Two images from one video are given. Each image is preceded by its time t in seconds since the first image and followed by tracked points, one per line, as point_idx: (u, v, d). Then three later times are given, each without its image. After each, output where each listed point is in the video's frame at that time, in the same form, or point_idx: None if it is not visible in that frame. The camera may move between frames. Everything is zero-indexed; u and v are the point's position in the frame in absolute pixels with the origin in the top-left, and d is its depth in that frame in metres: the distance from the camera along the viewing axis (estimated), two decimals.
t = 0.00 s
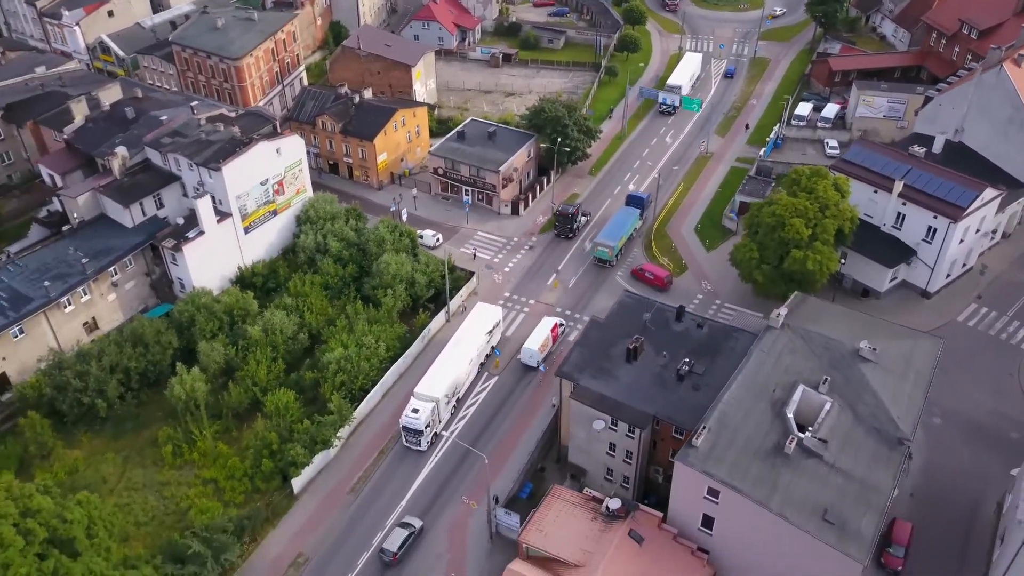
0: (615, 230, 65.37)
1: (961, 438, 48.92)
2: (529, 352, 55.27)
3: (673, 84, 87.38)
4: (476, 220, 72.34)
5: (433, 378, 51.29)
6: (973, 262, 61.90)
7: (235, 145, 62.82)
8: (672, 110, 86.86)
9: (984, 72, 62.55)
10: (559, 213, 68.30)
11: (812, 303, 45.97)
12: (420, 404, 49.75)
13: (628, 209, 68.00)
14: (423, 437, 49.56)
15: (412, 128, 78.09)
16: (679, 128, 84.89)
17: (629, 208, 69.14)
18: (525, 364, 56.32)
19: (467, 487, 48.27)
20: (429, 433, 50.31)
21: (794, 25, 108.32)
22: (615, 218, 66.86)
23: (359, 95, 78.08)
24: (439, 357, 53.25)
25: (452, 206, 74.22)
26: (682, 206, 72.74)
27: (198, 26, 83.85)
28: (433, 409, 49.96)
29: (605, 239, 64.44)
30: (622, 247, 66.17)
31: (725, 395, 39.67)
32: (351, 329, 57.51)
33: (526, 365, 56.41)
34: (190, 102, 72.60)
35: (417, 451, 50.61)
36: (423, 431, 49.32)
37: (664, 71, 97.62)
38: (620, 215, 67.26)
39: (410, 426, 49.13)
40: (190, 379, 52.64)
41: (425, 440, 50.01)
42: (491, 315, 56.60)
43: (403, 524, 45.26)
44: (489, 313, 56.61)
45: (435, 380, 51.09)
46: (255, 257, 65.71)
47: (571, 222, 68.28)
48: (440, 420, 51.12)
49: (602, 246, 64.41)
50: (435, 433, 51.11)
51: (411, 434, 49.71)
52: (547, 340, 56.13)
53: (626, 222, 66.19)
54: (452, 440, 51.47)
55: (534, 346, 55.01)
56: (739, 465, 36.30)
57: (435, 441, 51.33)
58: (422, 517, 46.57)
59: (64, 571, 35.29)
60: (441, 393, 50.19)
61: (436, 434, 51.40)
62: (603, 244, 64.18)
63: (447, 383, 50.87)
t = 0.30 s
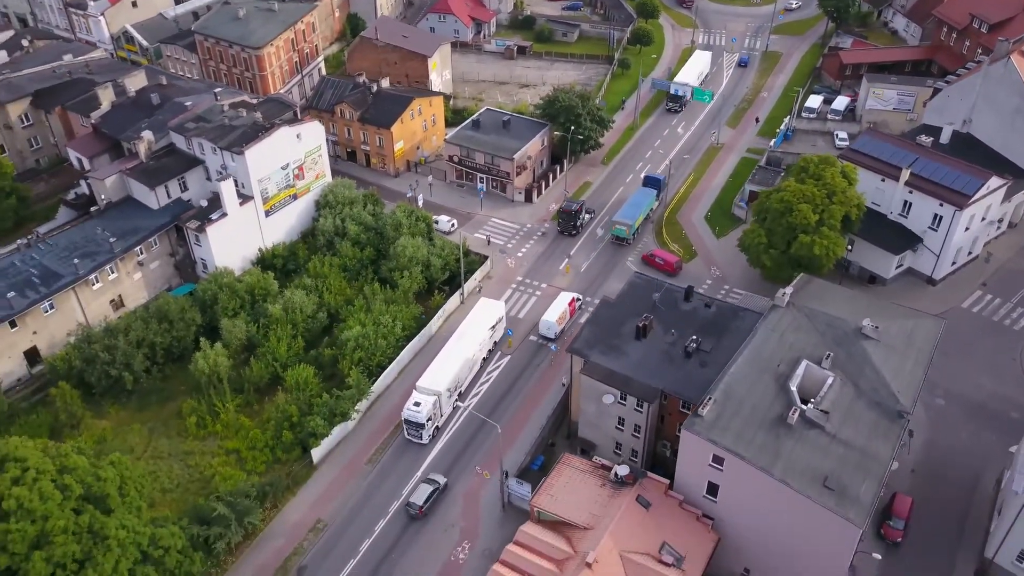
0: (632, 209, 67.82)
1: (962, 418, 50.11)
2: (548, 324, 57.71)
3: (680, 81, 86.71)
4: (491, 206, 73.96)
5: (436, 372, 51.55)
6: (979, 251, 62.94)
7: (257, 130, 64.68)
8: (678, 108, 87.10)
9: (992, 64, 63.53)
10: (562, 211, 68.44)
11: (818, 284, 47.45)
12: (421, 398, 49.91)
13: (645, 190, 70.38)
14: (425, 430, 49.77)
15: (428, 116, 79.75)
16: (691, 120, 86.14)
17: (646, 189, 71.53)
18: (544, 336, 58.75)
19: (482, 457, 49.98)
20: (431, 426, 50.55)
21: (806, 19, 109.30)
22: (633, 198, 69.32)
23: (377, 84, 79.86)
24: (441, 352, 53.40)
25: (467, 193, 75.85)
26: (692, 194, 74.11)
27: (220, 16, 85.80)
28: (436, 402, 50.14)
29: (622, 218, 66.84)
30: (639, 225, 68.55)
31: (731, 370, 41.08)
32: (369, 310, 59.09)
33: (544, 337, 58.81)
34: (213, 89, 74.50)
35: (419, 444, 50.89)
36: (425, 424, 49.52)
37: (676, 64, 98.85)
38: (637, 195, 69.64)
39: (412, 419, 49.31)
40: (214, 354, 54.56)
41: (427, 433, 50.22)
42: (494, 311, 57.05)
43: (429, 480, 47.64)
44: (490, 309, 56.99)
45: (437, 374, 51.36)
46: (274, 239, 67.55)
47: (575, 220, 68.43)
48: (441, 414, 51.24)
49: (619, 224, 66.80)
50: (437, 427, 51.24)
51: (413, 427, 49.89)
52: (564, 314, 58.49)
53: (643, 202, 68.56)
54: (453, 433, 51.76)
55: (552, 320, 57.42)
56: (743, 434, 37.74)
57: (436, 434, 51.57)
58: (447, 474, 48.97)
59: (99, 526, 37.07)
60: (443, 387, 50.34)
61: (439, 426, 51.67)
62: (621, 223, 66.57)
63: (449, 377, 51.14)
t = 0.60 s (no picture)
0: (649, 190, 70.09)
1: (963, 400, 51.29)
2: (566, 299, 60.06)
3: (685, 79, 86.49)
4: (504, 194, 75.54)
5: (438, 366, 52.01)
6: (984, 240, 64.03)
7: (278, 116, 66.49)
8: (684, 106, 87.17)
9: (999, 56, 64.38)
10: (565, 208, 68.91)
11: (823, 267, 49.23)
12: (422, 392, 50.51)
13: (660, 172, 72.58)
14: (425, 424, 50.35)
15: (443, 106, 81.41)
16: (702, 112, 87.42)
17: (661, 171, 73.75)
18: (562, 309, 61.00)
19: (496, 431, 51.69)
20: (432, 420, 51.07)
21: (818, 15, 110.27)
22: (649, 179, 71.56)
23: (394, 74, 81.60)
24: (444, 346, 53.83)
25: (481, 181, 77.45)
26: (702, 183, 75.49)
27: (241, 7, 87.67)
28: (437, 396, 50.68)
29: (640, 199, 69.09)
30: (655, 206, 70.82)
31: (736, 345, 42.48)
32: (385, 292, 60.70)
33: (561, 311, 61.22)
34: (234, 77, 76.36)
35: (420, 437, 51.41)
36: (426, 418, 50.06)
37: (688, 57, 100.12)
38: (653, 177, 71.87)
39: (414, 412, 49.87)
40: (237, 331, 56.43)
41: (427, 427, 50.76)
42: (497, 306, 57.45)
43: (452, 441, 49.94)
44: (494, 305, 57.40)
45: (439, 368, 51.92)
46: (294, 223, 69.42)
47: (577, 217, 68.86)
48: (442, 408, 51.70)
49: (637, 205, 69.04)
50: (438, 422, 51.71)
51: (414, 420, 50.45)
52: (581, 289, 60.88)
53: (660, 183, 70.82)
54: (459, 419, 52.66)
55: (570, 294, 59.80)
56: (747, 405, 39.16)
57: (437, 428, 52.05)
58: (469, 436, 51.34)
59: (130, 485, 38.95)
60: (444, 381, 50.88)
61: (439, 421, 52.10)
62: (638, 203, 68.80)
63: (450, 371, 51.64)
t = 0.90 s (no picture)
0: (666, 170, 72.11)
1: (965, 382, 52.47)
2: (583, 275, 62.57)
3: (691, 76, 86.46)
4: (518, 182, 77.12)
5: (440, 361, 52.52)
6: (990, 229, 65.07)
7: (298, 103, 68.29)
8: (690, 104, 86.99)
9: (1007, 48, 65.55)
10: (568, 205, 69.20)
11: (828, 249, 50.36)
12: (424, 385, 51.04)
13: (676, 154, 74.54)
14: (426, 417, 50.85)
15: (459, 96, 83.03)
16: (713, 104, 88.68)
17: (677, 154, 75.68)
18: (579, 284, 63.79)
19: (510, 406, 53.38)
20: (433, 414, 51.60)
21: (830, 10, 111.17)
22: (666, 161, 73.54)
23: (410, 64, 83.30)
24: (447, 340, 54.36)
25: (495, 169, 79.02)
26: (712, 173, 76.84)
27: None
28: (438, 389, 51.21)
29: (656, 179, 71.18)
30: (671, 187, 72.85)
31: (742, 322, 43.91)
32: (401, 274, 62.27)
33: (579, 287, 63.57)
34: (255, 66, 78.23)
35: (420, 431, 51.88)
36: (427, 411, 50.55)
37: (701, 51, 101.34)
38: (669, 159, 73.86)
39: (414, 406, 50.38)
40: (258, 310, 58.20)
41: (428, 420, 51.24)
42: (499, 302, 57.71)
43: (474, 406, 52.23)
44: (495, 301, 57.69)
45: (441, 362, 52.45)
46: (313, 207, 71.28)
47: (581, 214, 69.12)
48: (443, 402, 52.19)
49: (653, 185, 71.13)
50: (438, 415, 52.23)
51: (415, 414, 50.94)
52: (599, 265, 63.13)
53: (676, 165, 72.80)
54: (476, 389, 54.73)
55: (588, 270, 62.23)
56: (751, 378, 40.61)
57: (437, 421, 52.49)
58: (491, 401, 53.71)
59: (160, 447, 40.84)
60: (445, 375, 51.46)
61: (439, 415, 52.54)
62: (655, 183, 70.90)
63: (452, 365, 52.15)
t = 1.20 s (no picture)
0: (681, 152, 74.27)
1: (966, 365, 53.67)
2: (600, 252, 64.80)
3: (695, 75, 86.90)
4: (529, 170, 78.67)
5: (439, 355, 53.02)
6: (993, 219, 66.15)
7: (316, 91, 70.01)
8: (693, 102, 87.25)
9: (1012, 40, 66.73)
10: (570, 202, 69.72)
11: (832, 233, 51.63)
12: (423, 379, 51.55)
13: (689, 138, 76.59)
14: (425, 411, 51.26)
15: (472, 86, 84.60)
16: (722, 96, 89.98)
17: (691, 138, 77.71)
18: (596, 262, 65.91)
19: (522, 380, 55.25)
20: (432, 407, 52.05)
21: (840, 5, 112.13)
22: (680, 145, 75.70)
23: (425, 55, 84.95)
24: (447, 334, 54.88)
25: (507, 158, 80.55)
26: (721, 162, 78.24)
27: None
28: (437, 383, 51.72)
29: (671, 161, 73.40)
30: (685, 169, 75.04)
31: (746, 301, 45.31)
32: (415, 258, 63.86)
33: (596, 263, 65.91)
34: (273, 55, 79.99)
35: (419, 424, 52.31)
36: (425, 405, 50.97)
37: (711, 44, 102.53)
38: (682, 143, 75.95)
39: (414, 399, 50.86)
40: (277, 290, 59.80)
41: (427, 413, 51.67)
42: (499, 297, 57.99)
43: (492, 374, 54.53)
44: (495, 296, 58.01)
45: (441, 357, 52.96)
46: (330, 193, 73.05)
47: (583, 211, 69.50)
48: (442, 396, 52.64)
49: (668, 167, 73.41)
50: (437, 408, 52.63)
51: (414, 407, 51.39)
52: (614, 242, 65.43)
53: (689, 148, 74.93)
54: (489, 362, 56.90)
55: (604, 247, 64.47)
56: (755, 353, 42.02)
57: (437, 415, 52.96)
58: (508, 370, 56.02)
59: (186, 414, 42.57)
60: (445, 369, 51.94)
61: (438, 409, 52.95)
62: (669, 165, 73.12)
63: (451, 360, 52.64)
